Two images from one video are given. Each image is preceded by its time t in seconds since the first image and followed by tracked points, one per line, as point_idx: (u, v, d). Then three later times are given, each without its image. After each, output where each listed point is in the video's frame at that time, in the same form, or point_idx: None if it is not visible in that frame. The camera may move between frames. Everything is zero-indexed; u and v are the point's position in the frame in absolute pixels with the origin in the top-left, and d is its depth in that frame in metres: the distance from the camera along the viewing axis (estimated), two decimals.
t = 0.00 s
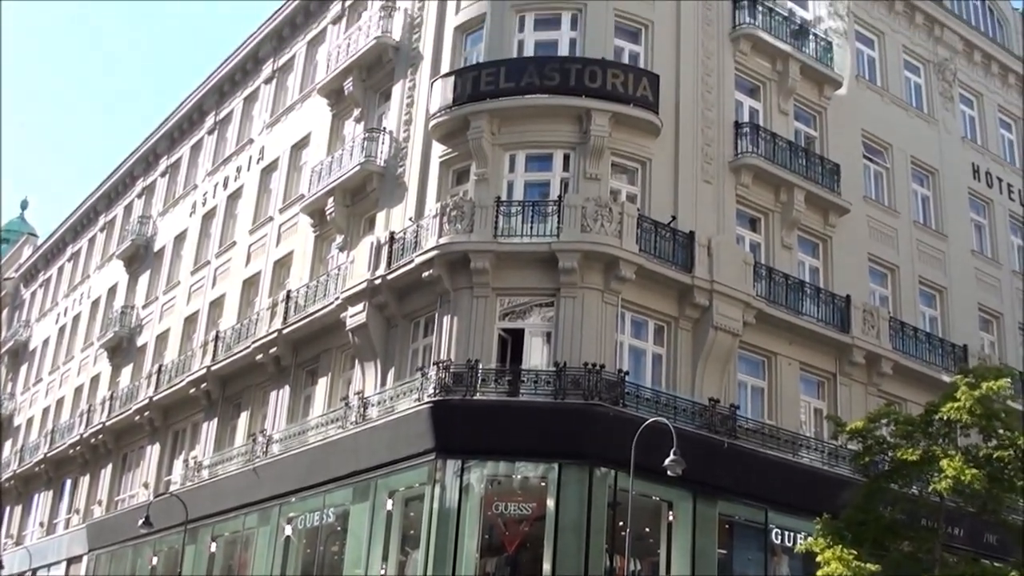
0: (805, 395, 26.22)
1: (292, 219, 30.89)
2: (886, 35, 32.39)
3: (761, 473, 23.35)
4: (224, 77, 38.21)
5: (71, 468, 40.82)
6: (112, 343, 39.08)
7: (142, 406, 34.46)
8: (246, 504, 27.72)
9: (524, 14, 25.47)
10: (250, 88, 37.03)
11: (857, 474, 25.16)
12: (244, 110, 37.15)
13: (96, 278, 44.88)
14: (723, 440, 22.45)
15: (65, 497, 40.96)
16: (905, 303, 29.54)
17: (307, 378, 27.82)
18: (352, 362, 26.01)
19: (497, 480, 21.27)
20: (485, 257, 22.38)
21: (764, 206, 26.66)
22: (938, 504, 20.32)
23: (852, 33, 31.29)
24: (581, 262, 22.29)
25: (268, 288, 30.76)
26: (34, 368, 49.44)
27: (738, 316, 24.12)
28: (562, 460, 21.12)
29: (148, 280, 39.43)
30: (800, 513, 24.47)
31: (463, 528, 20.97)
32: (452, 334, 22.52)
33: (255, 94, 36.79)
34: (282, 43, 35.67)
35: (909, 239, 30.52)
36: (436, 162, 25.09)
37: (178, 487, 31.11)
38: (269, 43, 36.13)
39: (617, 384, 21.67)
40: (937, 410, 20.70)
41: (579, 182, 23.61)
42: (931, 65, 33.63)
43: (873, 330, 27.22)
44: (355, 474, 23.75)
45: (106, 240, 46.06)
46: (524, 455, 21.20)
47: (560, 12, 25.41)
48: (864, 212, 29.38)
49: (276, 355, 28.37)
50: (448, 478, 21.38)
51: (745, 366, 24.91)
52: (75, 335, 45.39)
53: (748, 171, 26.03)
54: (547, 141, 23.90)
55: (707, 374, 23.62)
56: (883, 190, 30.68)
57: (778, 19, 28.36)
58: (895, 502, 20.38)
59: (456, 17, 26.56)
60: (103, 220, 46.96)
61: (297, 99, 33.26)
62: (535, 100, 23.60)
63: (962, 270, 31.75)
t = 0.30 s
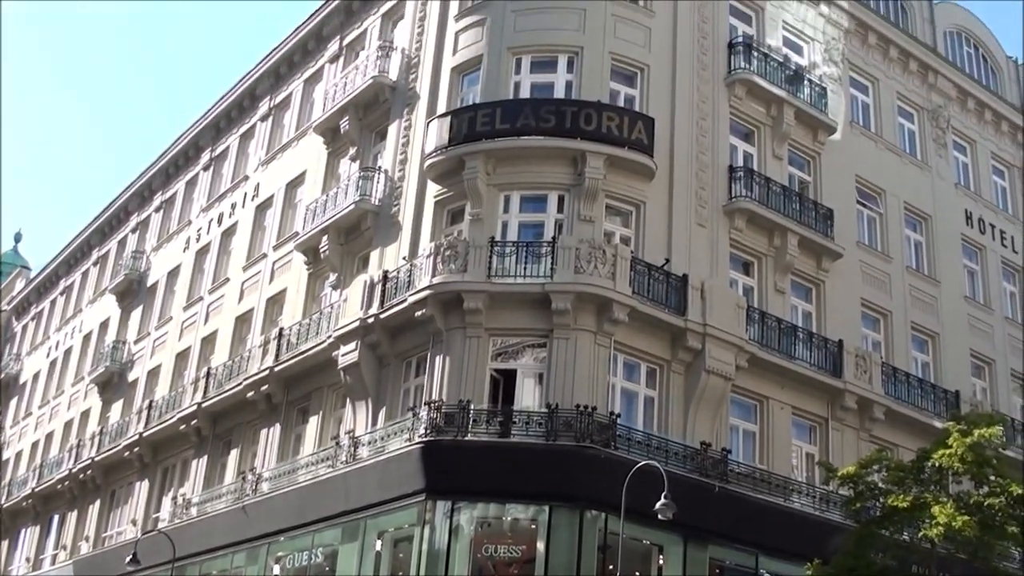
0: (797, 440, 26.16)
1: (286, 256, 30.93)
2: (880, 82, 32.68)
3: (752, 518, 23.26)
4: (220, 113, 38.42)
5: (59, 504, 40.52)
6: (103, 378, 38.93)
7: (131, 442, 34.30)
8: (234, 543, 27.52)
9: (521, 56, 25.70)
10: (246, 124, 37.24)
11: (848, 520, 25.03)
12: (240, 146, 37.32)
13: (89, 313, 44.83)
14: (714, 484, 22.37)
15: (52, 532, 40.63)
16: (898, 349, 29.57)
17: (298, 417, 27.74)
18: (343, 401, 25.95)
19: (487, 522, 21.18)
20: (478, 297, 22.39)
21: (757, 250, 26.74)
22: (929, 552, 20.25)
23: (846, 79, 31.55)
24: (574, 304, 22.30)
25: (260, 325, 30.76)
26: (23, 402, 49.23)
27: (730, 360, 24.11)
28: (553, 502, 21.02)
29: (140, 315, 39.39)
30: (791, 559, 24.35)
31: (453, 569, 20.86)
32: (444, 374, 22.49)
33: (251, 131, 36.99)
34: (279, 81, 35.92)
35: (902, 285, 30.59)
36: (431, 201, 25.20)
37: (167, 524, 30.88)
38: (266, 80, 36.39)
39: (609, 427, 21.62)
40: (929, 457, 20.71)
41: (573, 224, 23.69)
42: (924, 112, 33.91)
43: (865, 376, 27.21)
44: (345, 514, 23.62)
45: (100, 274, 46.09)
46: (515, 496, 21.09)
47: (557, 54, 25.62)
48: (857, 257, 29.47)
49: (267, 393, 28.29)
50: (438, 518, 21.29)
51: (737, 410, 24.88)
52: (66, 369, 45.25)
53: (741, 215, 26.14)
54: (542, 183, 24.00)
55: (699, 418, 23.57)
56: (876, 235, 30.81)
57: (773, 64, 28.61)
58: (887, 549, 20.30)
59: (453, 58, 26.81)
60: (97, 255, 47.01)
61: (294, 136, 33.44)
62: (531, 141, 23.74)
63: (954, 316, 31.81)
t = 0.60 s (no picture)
0: (793, 491, 26.05)
1: (283, 301, 30.98)
2: (877, 133, 32.93)
3: (746, 569, 23.17)
4: (220, 157, 38.67)
5: (51, 547, 40.21)
6: (97, 420, 38.77)
7: (125, 485, 34.14)
8: None
9: (520, 104, 25.93)
10: (245, 169, 37.47)
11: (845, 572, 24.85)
12: (238, 191, 37.52)
13: (85, 354, 44.80)
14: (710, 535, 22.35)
15: None
16: (895, 401, 29.53)
17: (292, 462, 27.63)
18: (338, 446, 25.86)
19: (480, 570, 20.93)
20: (474, 344, 22.40)
21: (754, 300, 26.80)
22: None
23: (844, 131, 31.80)
24: (571, 352, 22.30)
25: (256, 369, 30.75)
26: (18, 443, 49.03)
27: (727, 410, 24.08)
28: (547, 551, 20.88)
29: (136, 358, 39.35)
30: None
31: None
32: (439, 421, 22.46)
33: (250, 175, 37.21)
34: (279, 126, 36.19)
35: (899, 336, 30.61)
36: (429, 248, 25.32)
37: (159, 568, 30.63)
38: (266, 125, 36.67)
39: (605, 476, 21.53)
40: (926, 510, 20.66)
41: (570, 272, 23.77)
42: (922, 164, 34.14)
43: (861, 427, 27.15)
44: (338, 561, 23.49)
45: (97, 316, 46.14)
46: (509, 545, 20.93)
47: (556, 102, 25.83)
48: (854, 308, 29.51)
49: (262, 437, 28.19)
50: (432, 565, 21.15)
51: (732, 461, 24.83)
52: (61, 411, 45.12)
53: (738, 265, 26.23)
54: (539, 230, 24.11)
55: (695, 469, 23.48)
56: (874, 287, 30.89)
57: (771, 115, 28.84)
58: None
59: (452, 106, 27.05)
60: (94, 297, 47.08)
61: (292, 181, 33.63)
62: (529, 189, 23.88)
63: (952, 368, 31.79)
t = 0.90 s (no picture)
0: (794, 534, 25.91)
1: (279, 350, 30.98)
2: (871, 174, 33.15)
3: None
4: (215, 208, 38.84)
5: None
6: (94, 472, 38.58)
7: (123, 537, 33.93)
8: None
9: (515, 150, 26.13)
10: (241, 218, 37.63)
11: None
12: (234, 240, 37.67)
13: (81, 406, 44.69)
14: None
15: None
16: (894, 442, 29.47)
17: (290, 512, 27.48)
18: (336, 496, 25.74)
19: None
20: (472, 392, 22.39)
21: (751, 343, 26.81)
22: None
23: (838, 172, 32.02)
24: (568, 398, 22.28)
25: (254, 420, 30.68)
26: (14, 497, 48.73)
27: (725, 454, 24.02)
28: None
29: (133, 409, 39.25)
30: None
31: None
32: (437, 469, 22.37)
33: (246, 224, 37.36)
34: (273, 175, 36.39)
35: (897, 377, 30.60)
36: (425, 295, 25.41)
37: None
38: (261, 175, 36.88)
39: (604, 522, 21.40)
40: (927, 552, 20.58)
41: (567, 317, 23.81)
42: (916, 204, 34.33)
43: (861, 469, 27.07)
44: None
45: (94, 368, 46.10)
46: None
47: (550, 148, 26.01)
48: (851, 349, 29.53)
49: (260, 487, 28.06)
50: None
51: (732, 505, 24.73)
52: (58, 463, 44.92)
53: (735, 308, 26.28)
54: (535, 276, 24.18)
55: (695, 514, 23.37)
56: (870, 328, 30.94)
57: (764, 158, 29.03)
58: None
59: (446, 153, 27.26)
60: (91, 348, 47.06)
61: (288, 231, 33.77)
62: (524, 235, 23.98)
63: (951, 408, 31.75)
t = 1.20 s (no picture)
0: None
1: (277, 398, 30.97)
2: (867, 218, 33.33)
3: None
4: (212, 256, 38.99)
5: None
6: (92, 522, 38.39)
7: None
8: None
9: (511, 197, 26.33)
10: (238, 266, 37.77)
11: None
12: (232, 288, 37.77)
13: (79, 455, 44.55)
14: None
15: None
16: (893, 486, 29.39)
17: (288, 561, 27.34)
18: (334, 544, 25.63)
19: None
20: (470, 439, 22.37)
21: (749, 388, 26.82)
22: None
23: (834, 217, 32.20)
24: (566, 445, 22.25)
25: (251, 468, 30.61)
26: (11, 547, 48.43)
27: (724, 499, 23.95)
28: None
29: (131, 458, 39.15)
30: None
31: None
32: (435, 517, 22.30)
33: (243, 272, 37.48)
34: (270, 223, 36.57)
35: (895, 421, 30.56)
36: (423, 342, 25.48)
37: None
38: (258, 223, 37.05)
39: (603, 569, 21.35)
40: None
41: (564, 363, 23.85)
42: (912, 248, 34.48)
43: (860, 513, 26.98)
44: None
45: (92, 417, 46.03)
46: None
47: (547, 194, 26.19)
48: (850, 393, 29.53)
49: (258, 536, 27.93)
50: None
51: (731, 550, 24.63)
52: (55, 513, 44.70)
53: (732, 353, 26.33)
54: (532, 322, 24.25)
55: (694, 560, 23.27)
56: (868, 372, 30.97)
57: (761, 203, 29.22)
58: None
59: (443, 201, 27.45)
60: (88, 397, 47.01)
61: (285, 278, 33.87)
62: (521, 282, 24.09)
63: (950, 451, 31.69)
